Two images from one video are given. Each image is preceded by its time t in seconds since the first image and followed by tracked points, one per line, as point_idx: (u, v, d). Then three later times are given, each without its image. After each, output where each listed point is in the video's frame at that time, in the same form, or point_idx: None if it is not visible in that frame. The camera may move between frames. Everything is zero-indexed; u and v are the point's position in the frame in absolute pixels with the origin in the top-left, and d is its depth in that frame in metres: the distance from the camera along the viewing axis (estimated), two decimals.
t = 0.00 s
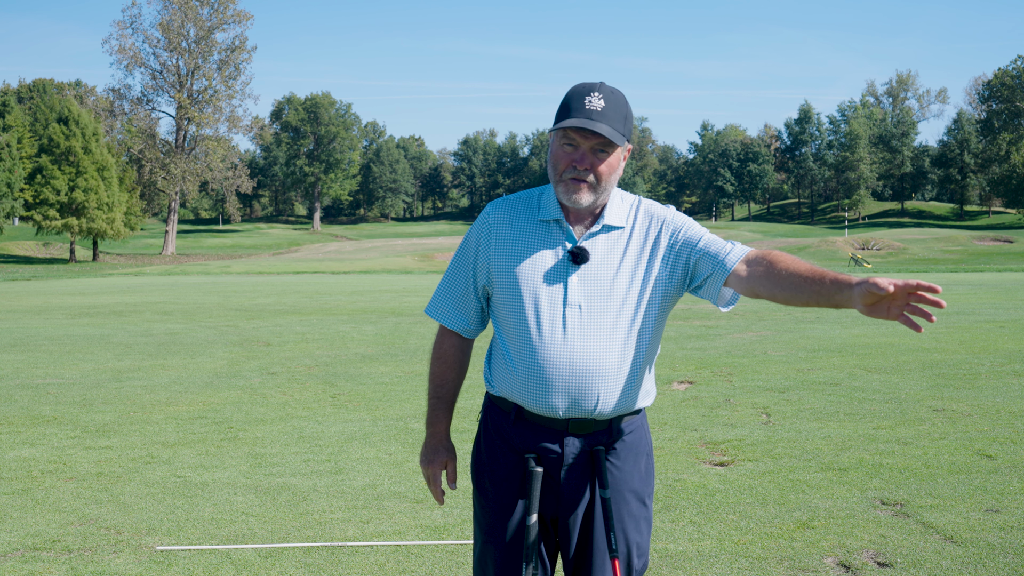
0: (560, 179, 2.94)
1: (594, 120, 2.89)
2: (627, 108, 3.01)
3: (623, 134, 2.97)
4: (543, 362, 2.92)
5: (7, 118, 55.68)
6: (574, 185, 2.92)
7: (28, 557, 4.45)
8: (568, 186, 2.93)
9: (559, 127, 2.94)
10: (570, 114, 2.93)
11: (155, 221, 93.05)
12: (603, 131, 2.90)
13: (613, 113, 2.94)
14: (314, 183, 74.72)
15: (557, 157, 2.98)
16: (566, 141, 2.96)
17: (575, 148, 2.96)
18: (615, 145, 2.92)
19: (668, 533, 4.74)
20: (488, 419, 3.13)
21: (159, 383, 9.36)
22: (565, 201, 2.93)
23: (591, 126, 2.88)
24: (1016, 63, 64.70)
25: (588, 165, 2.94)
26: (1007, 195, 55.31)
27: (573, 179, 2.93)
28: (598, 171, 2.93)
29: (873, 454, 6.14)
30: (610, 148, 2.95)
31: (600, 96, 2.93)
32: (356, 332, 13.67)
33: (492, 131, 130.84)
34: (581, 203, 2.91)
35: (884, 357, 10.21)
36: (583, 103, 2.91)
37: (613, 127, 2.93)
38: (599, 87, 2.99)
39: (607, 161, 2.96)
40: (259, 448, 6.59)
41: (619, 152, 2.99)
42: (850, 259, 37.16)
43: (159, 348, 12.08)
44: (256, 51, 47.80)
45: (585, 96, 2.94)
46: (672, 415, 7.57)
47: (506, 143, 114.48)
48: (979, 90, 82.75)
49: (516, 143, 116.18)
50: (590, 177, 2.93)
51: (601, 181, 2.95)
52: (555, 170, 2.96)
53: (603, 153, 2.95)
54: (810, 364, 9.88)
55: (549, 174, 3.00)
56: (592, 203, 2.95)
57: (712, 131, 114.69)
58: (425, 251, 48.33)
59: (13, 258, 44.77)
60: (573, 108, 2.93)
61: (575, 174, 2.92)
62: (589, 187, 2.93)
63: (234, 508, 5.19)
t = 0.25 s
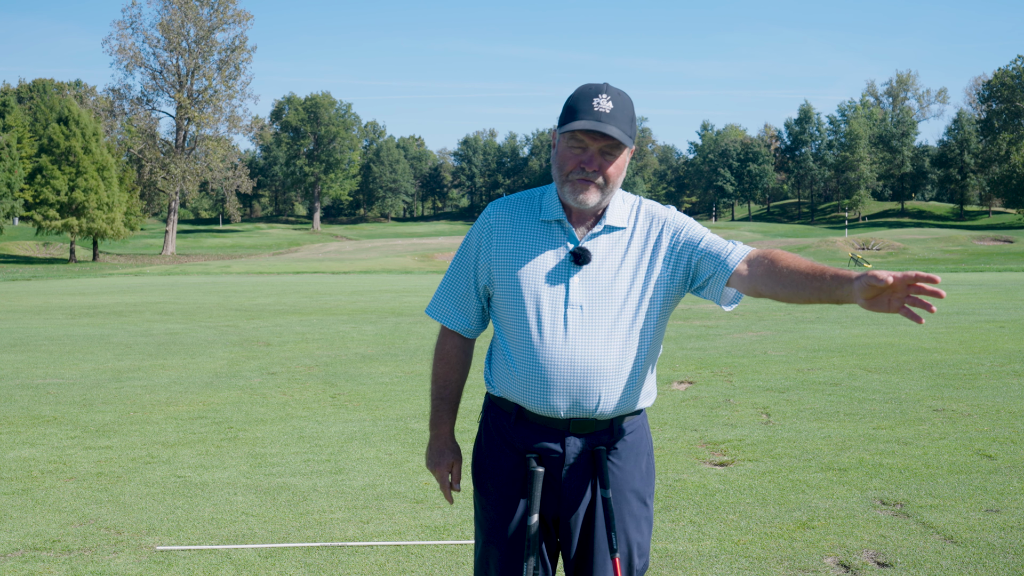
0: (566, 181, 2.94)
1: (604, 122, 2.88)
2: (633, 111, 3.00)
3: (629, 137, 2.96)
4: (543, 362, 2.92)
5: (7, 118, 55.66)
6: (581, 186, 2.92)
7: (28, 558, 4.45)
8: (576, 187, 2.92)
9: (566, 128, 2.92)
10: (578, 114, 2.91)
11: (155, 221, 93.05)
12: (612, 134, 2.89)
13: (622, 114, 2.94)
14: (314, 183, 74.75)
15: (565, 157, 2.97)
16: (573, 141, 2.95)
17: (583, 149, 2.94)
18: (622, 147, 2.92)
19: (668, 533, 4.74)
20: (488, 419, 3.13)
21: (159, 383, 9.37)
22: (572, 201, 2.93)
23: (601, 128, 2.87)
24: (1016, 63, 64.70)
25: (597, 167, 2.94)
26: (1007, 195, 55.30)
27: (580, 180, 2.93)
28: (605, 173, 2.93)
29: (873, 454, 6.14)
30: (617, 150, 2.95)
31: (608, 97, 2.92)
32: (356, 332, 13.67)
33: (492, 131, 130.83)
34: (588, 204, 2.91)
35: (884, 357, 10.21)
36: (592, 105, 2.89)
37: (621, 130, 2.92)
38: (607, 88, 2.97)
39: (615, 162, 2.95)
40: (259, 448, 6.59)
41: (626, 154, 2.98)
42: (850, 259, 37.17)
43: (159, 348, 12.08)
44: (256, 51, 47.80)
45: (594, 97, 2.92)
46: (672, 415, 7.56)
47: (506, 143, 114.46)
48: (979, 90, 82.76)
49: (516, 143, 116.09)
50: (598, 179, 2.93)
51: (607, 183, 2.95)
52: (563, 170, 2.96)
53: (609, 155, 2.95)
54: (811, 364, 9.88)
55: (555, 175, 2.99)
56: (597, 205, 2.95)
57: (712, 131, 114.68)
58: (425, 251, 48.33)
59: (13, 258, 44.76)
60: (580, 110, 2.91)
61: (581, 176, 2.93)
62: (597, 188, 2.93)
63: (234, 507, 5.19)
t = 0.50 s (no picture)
0: (570, 180, 2.95)
1: (607, 121, 2.88)
2: (635, 111, 3.01)
3: (631, 136, 2.96)
4: (543, 362, 2.92)
5: (7, 118, 55.66)
6: (584, 185, 2.93)
7: (28, 557, 4.44)
8: (578, 186, 2.93)
9: (569, 126, 2.92)
10: (582, 113, 2.91)
11: (155, 221, 93.06)
12: (616, 132, 2.89)
13: (624, 114, 2.94)
14: (314, 183, 74.75)
15: (568, 155, 2.97)
16: (576, 140, 2.95)
17: (586, 147, 2.95)
18: (625, 144, 2.92)
19: (668, 533, 4.74)
20: (488, 419, 3.13)
21: (159, 383, 9.37)
22: (575, 200, 2.93)
23: (603, 126, 2.87)
24: (1016, 63, 64.67)
25: (600, 165, 2.94)
26: (1007, 195, 55.29)
27: (584, 179, 2.93)
28: (609, 172, 2.94)
29: (873, 453, 6.14)
30: (621, 148, 2.96)
31: (611, 96, 2.92)
32: (356, 332, 13.66)
33: (492, 131, 130.79)
34: (592, 203, 2.92)
35: (884, 357, 10.21)
36: (595, 104, 2.90)
37: (624, 128, 2.92)
38: (610, 87, 2.97)
39: (617, 161, 2.96)
40: (260, 448, 6.59)
41: (628, 153, 2.98)
42: (850, 259, 37.18)
43: (159, 348, 12.08)
44: (256, 51, 47.79)
45: (596, 97, 2.93)
46: (671, 415, 7.57)
47: (506, 143, 114.42)
48: (980, 90, 82.73)
49: (516, 143, 116.07)
50: (601, 177, 2.93)
51: (609, 182, 2.96)
52: (565, 169, 2.96)
53: (613, 153, 2.95)
54: (811, 364, 9.89)
55: (557, 173, 2.99)
56: (601, 204, 2.96)
57: (712, 131, 114.64)
58: (425, 251, 48.31)
59: (13, 258, 44.75)
60: (583, 109, 2.92)
61: (586, 174, 2.92)
62: (600, 186, 2.94)
63: (234, 507, 5.19)
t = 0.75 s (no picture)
0: (559, 174, 2.95)
1: (592, 111, 2.89)
2: (623, 101, 3.00)
3: (619, 126, 2.96)
4: (543, 362, 2.92)
5: (7, 118, 55.67)
6: (573, 178, 2.92)
7: (28, 558, 4.45)
8: (568, 179, 2.93)
9: (555, 122, 2.94)
10: (568, 107, 2.93)
11: (155, 221, 93.08)
12: (601, 123, 2.90)
13: (610, 105, 2.94)
14: (314, 183, 74.76)
15: (556, 151, 2.97)
16: (563, 134, 2.95)
17: (574, 140, 2.94)
18: (612, 134, 2.92)
19: (668, 533, 4.74)
20: (489, 419, 3.13)
21: (159, 383, 9.37)
22: (565, 194, 2.93)
23: (588, 117, 2.88)
24: (1016, 63, 64.65)
25: (587, 157, 2.93)
26: (1006, 195, 55.29)
27: (572, 172, 2.93)
28: (597, 163, 2.93)
29: (872, 453, 6.14)
30: (607, 139, 2.95)
31: (596, 88, 2.93)
32: (356, 332, 13.66)
33: (492, 131, 130.78)
34: (582, 195, 2.91)
35: (884, 357, 10.22)
36: (580, 97, 2.92)
37: (608, 118, 2.93)
38: (594, 82, 2.99)
39: (605, 151, 2.95)
40: (259, 448, 6.59)
41: (616, 144, 2.98)
42: (850, 259, 37.18)
43: (159, 348, 12.09)
44: (256, 51, 47.80)
45: (580, 91, 2.95)
46: (672, 415, 7.57)
47: (506, 143, 114.40)
48: (980, 90, 82.75)
49: (516, 143, 116.00)
50: (589, 168, 2.93)
51: (599, 174, 2.95)
52: (555, 163, 2.96)
53: (601, 144, 2.94)
54: (810, 364, 9.89)
55: (547, 169, 2.99)
56: (592, 197, 2.95)
57: (712, 131, 114.62)
58: (425, 251, 48.32)
59: (13, 258, 44.76)
60: (569, 104, 2.93)
61: (574, 168, 2.92)
62: (590, 178, 2.93)
63: (234, 507, 5.19)
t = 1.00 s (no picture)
0: (553, 175, 2.96)
1: (580, 111, 2.89)
2: (617, 100, 2.99)
3: (612, 125, 2.95)
4: (542, 362, 2.92)
5: (7, 118, 55.69)
6: (567, 178, 2.92)
7: (28, 557, 4.45)
8: (562, 180, 2.93)
9: (547, 124, 2.95)
10: (560, 108, 2.94)
11: (155, 221, 93.08)
12: (589, 122, 2.89)
13: (600, 103, 2.94)
14: (314, 183, 74.79)
15: (550, 152, 2.98)
16: (555, 135, 2.95)
17: (565, 140, 2.95)
18: (603, 134, 2.91)
19: (668, 533, 4.74)
20: (490, 420, 3.12)
21: (159, 383, 9.37)
22: (561, 195, 2.93)
23: (577, 117, 2.87)
24: (1016, 63, 64.68)
25: (579, 156, 2.93)
26: (1006, 195, 55.29)
27: (566, 172, 2.93)
28: (589, 162, 2.92)
29: (872, 454, 6.14)
30: (600, 137, 2.94)
31: (586, 88, 2.93)
32: (357, 332, 13.66)
33: (492, 131, 130.80)
34: (576, 196, 2.91)
35: (884, 357, 10.22)
36: (571, 96, 2.92)
37: (600, 116, 2.91)
38: (587, 80, 2.99)
39: (598, 151, 2.94)
40: (259, 448, 6.59)
41: (611, 142, 2.97)
42: (850, 259, 37.19)
43: (159, 348, 12.08)
44: (256, 51, 47.81)
45: (571, 90, 2.95)
46: (672, 416, 7.57)
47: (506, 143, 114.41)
48: (979, 90, 82.77)
49: (516, 143, 115.99)
50: (581, 168, 2.92)
51: (593, 173, 2.94)
52: (549, 165, 2.97)
53: (593, 142, 2.93)
54: (810, 364, 9.89)
55: (543, 170, 3.00)
56: (586, 196, 2.95)
57: (712, 131, 114.65)
58: (425, 251, 48.31)
59: (13, 258, 44.77)
60: (562, 104, 2.94)
61: (566, 169, 2.93)
62: (582, 177, 2.93)
63: (234, 507, 5.19)
